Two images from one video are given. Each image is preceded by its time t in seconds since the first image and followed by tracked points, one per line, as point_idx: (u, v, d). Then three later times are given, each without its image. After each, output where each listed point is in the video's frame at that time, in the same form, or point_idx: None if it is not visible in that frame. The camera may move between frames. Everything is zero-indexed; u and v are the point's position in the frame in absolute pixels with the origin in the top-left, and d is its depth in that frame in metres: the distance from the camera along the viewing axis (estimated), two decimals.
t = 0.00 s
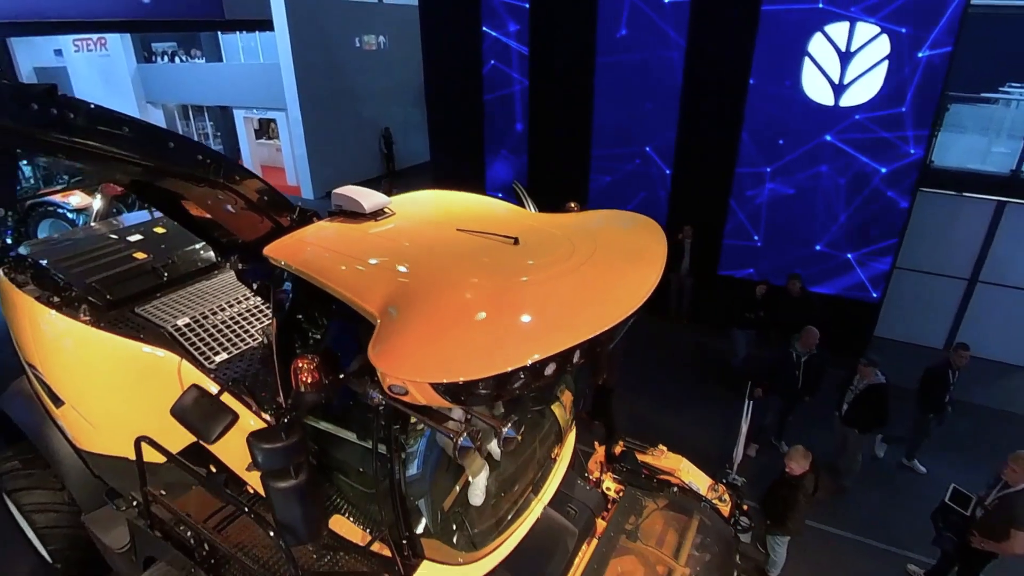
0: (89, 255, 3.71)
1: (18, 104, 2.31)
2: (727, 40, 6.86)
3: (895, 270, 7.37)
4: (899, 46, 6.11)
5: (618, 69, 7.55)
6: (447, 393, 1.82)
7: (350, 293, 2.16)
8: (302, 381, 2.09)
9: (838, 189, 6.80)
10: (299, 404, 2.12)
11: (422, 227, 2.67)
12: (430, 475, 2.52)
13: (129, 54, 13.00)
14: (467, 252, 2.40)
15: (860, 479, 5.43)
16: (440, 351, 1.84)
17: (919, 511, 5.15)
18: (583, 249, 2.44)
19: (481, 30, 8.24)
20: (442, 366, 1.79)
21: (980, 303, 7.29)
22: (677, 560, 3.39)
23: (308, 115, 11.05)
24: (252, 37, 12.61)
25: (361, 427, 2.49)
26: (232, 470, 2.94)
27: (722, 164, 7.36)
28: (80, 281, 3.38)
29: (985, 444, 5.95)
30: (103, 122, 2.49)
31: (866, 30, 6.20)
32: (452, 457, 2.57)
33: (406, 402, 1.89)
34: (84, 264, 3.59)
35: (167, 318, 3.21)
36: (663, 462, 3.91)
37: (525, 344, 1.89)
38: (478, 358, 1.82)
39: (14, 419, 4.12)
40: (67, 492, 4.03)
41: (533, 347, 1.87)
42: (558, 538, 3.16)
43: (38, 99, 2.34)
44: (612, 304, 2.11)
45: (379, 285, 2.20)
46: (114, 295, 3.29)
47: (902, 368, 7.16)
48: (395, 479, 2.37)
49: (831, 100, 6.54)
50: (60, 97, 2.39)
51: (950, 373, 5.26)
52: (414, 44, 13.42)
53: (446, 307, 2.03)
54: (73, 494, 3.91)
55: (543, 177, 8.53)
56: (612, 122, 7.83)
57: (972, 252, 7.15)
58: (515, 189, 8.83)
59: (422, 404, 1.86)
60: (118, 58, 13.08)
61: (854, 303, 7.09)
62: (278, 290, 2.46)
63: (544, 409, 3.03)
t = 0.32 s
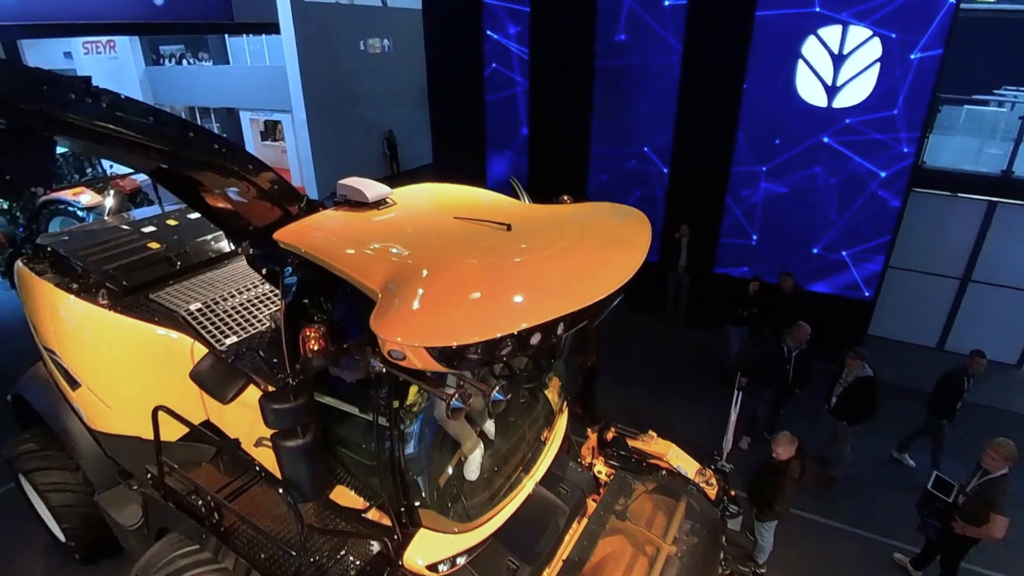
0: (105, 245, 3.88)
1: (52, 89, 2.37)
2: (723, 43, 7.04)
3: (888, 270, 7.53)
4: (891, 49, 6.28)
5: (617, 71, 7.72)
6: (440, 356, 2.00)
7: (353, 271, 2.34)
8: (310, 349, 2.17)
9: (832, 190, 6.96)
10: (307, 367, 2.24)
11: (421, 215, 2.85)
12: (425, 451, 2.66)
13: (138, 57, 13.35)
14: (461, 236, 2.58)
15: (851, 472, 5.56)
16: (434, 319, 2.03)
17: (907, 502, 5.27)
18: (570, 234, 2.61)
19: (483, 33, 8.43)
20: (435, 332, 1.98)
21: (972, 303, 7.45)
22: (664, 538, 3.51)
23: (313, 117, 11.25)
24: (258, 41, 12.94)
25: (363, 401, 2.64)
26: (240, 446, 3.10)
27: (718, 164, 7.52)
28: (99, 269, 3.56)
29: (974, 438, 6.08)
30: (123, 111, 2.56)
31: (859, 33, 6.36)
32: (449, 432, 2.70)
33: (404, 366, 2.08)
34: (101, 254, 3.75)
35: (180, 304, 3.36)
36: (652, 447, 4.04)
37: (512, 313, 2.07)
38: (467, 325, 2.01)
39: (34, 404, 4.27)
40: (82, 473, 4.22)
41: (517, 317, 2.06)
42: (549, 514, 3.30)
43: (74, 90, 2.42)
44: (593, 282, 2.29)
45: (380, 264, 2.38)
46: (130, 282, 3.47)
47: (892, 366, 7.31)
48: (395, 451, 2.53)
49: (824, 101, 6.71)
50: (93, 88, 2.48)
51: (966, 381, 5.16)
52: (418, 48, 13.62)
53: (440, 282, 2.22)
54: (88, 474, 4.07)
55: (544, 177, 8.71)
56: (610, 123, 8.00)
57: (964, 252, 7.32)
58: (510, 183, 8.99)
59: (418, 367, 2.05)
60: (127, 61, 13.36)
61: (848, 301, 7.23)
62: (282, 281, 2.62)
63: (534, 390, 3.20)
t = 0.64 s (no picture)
0: (122, 235, 4.09)
1: (82, 90, 2.54)
2: (719, 45, 7.24)
3: (881, 267, 7.86)
4: (881, 51, 6.46)
5: (615, 71, 7.93)
6: (435, 334, 2.18)
7: (355, 258, 2.53)
8: (316, 327, 2.37)
9: (825, 188, 7.13)
10: (312, 343, 2.43)
11: (419, 207, 3.03)
12: (421, 426, 2.79)
13: (149, 56, 13.60)
14: (456, 226, 2.77)
15: (839, 461, 5.72)
16: (429, 299, 2.21)
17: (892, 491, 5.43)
18: (557, 225, 2.79)
19: (486, 35, 8.64)
20: (429, 311, 2.16)
21: (964, 299, 7.71)
22: (651, 518, 3.70)
23: (321, 115, 11.47)
24: (267, 40, 13.22)
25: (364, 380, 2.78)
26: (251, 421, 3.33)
27: (714, 162, 7.71)
28: (117, 257, 3.76)
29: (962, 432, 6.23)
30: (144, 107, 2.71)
31: (850, 34, 6.56)
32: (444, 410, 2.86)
33: (401, 343, 2.26)
34: (118, 243, 3.96)
35: (193, 291, 3.55)
36: (642, 432, 4.28)
37: (500, 295, 2.26)
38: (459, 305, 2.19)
39: (53, 388, 4.47)
40: (96, 453, 4.43)
41: (504, 299, 2.24)
42: (540, 493, 3.46)
43: (104, 88, 2.59)
44: (576, 268, 2.47)
45: (380, 251, 2.57)
46: (146, 270, 3.66)
47: (884, 361, 7.46)
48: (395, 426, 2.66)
49: (816, 101, 6.91)
50: (120, 87, 2.64)
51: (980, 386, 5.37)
52: (423, 48, 13.78)
53: (435, 267, 2.40)
54: (103, 453, 4.27)
55: (544, 176, 8.90)
56: (609, 123, 8.19)
57: (955, 250, 7.61)
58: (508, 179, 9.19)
59: (413, 344, 2.23)
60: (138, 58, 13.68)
61: (841, 297, 7.38)
62: (287, 276, 2.77)
63: (525, 373, 3.41)
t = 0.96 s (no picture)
0: (138, 227, 4.30)
1: (107, 83, 2.76)
2: (714, 47, 7.43)
3: (874, 264, 8.02)
4: (872, 52, 6.63)
5: (615, 72, 8.12)
6: (423, 307, 2.38)
7: (355, 241, 2.73)
8: (316, 300, 2.65)
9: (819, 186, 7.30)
10: (314, 317, 2.69)
11: (416, 198, 3.23)
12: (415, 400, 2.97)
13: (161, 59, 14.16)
14: (449, 214, 2.97)
15: (829, 452, 5.87)
16: (419, 274, 2.41)
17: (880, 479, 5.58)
18: (543, 213, 2.99)
19: (489, 39, 8.89)
20: (419, 285, 2.36)
21: (955, 296, 7.86)
22: (638, 498, 3.87)
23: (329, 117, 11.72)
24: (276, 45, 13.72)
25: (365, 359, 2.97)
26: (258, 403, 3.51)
27: (711, 161, 7.87)
28: (133, 247, 3.97)
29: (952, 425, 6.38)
30: (162, 99, 2.95)
31: (842, 36, 6.74)
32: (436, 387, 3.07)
33: (393, 316, 2.46)
34: (133, 234, 4.18)
35: (204, 278, 3.73)
36: (630, 417, 4.46)
37: (485, 273, 2.46)
38: (447, 280, 2.40)
39: (69, 371, 4.66)
40: (111, 435, 4.63)
41: (488, 276, 2.45)
42: (531, 470, 3.64)
43: (125, 83, 2.80)
44: (557, 251, 2.68)
45: (378, 235, 2.77)
46: (160, 259, 3.87)
47: (878, 357, 7.61)
48: (392, 401, 2.82)
49: (809, 101, 7.09)
50: (139, 82, 2.86)
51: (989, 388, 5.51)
52: (429, 53, 14.05)
53: (427, 248, 2.60)
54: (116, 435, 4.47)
55: (545, 175, 9.09)
56: (609, 123, 8.39)
57: (947, 248, 7.76)
58: (504, 173, 9.43)
59: (404, 317, 2.43)
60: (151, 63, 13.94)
61: (835, 293, 7.53)
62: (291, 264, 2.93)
63: (515, 359, 3.71)
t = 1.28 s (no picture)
0: (153, 220, 4.53)
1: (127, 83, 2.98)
2: (708, 49, 7.63)
3: (866, 261, 8.21)
4: (862, 55, 6.81)
5: (612, 73, 8.33)
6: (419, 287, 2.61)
7: (358, 230, 2.96)
8: (323, 281, 2.85)
9: (811, 185, 7.49)
10: (321, 297, 2.89)
11: (414, 190, 3.46)
12: (414, 379, 3.17)
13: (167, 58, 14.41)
14: (444, 205, 3.19)
15: (816, 441, 6.05)
16: (415, 257, 2.64)
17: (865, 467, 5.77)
18: (533, 204, 3.22)
19: (490, 41, 9.09)
20: (415, 266, 2.59)
21: (946, 293, 8.03)
22: (625, 477, 4.08)
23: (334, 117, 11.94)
24: (281, 45, 14.03)
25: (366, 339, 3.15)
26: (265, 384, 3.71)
27: (706, 160, 8.07)
28: (149, 238, 4.20)
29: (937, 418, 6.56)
30: (181, 97, 3.17)
31: (833, 39, 6.93)
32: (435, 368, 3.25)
33: (391, 296, 2.69)
34: (149, 226, 4.40)
35: (216, 267, 3.95)
36: (619, 403, 4.69)
37: (475, 257, 2.69)
38: (441, 262, 2.63)
39: (86, 357, 4.88)
40: (125, 418, 4.86)
41: (479, 260, 2.68)
42: (522, 451, 3.86)
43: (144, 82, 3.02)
44: (543, 239, 2.91)
45: (379, 224, 2.99)
46: (174, 249, 4.10)
47: (867, 352, 7.80)
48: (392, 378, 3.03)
49: (801, 102, 7.29)
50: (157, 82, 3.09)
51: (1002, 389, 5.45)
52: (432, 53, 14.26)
53: (423, 235, 2.83)
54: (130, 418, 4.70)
55: (544, 174, 9.30)
56: (606, 123, 8.59)
57: (937, 245, 7.95)
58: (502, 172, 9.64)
59: (402, 297, 2.66)
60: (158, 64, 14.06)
61: (826, 289, 7.72)
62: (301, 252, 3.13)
63: (511, 346, 3.92)
